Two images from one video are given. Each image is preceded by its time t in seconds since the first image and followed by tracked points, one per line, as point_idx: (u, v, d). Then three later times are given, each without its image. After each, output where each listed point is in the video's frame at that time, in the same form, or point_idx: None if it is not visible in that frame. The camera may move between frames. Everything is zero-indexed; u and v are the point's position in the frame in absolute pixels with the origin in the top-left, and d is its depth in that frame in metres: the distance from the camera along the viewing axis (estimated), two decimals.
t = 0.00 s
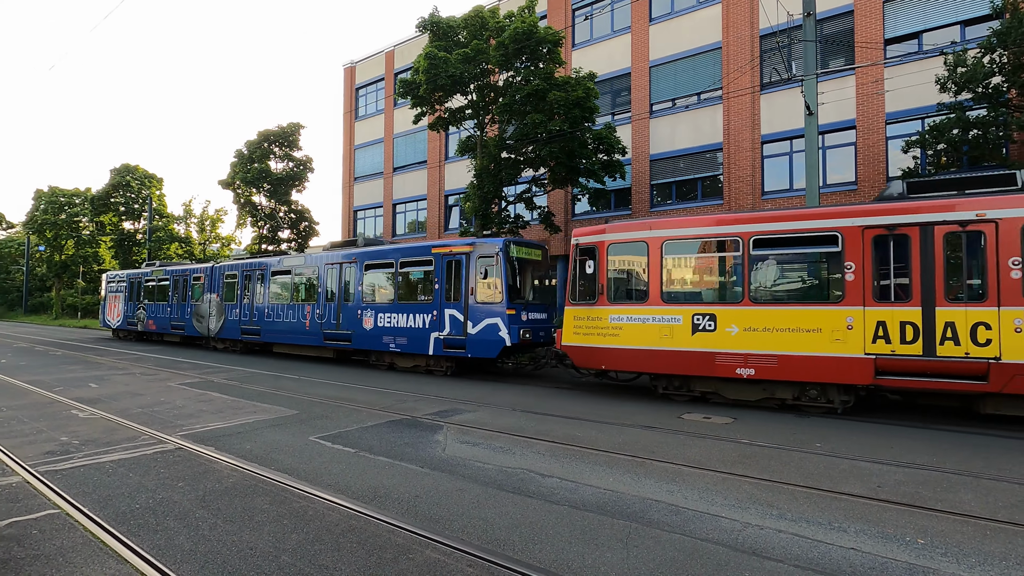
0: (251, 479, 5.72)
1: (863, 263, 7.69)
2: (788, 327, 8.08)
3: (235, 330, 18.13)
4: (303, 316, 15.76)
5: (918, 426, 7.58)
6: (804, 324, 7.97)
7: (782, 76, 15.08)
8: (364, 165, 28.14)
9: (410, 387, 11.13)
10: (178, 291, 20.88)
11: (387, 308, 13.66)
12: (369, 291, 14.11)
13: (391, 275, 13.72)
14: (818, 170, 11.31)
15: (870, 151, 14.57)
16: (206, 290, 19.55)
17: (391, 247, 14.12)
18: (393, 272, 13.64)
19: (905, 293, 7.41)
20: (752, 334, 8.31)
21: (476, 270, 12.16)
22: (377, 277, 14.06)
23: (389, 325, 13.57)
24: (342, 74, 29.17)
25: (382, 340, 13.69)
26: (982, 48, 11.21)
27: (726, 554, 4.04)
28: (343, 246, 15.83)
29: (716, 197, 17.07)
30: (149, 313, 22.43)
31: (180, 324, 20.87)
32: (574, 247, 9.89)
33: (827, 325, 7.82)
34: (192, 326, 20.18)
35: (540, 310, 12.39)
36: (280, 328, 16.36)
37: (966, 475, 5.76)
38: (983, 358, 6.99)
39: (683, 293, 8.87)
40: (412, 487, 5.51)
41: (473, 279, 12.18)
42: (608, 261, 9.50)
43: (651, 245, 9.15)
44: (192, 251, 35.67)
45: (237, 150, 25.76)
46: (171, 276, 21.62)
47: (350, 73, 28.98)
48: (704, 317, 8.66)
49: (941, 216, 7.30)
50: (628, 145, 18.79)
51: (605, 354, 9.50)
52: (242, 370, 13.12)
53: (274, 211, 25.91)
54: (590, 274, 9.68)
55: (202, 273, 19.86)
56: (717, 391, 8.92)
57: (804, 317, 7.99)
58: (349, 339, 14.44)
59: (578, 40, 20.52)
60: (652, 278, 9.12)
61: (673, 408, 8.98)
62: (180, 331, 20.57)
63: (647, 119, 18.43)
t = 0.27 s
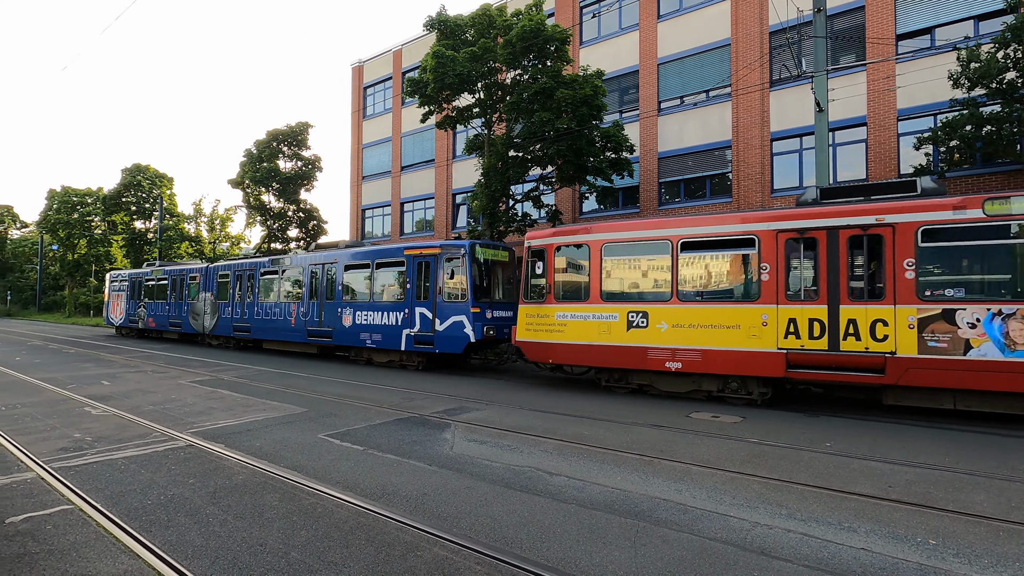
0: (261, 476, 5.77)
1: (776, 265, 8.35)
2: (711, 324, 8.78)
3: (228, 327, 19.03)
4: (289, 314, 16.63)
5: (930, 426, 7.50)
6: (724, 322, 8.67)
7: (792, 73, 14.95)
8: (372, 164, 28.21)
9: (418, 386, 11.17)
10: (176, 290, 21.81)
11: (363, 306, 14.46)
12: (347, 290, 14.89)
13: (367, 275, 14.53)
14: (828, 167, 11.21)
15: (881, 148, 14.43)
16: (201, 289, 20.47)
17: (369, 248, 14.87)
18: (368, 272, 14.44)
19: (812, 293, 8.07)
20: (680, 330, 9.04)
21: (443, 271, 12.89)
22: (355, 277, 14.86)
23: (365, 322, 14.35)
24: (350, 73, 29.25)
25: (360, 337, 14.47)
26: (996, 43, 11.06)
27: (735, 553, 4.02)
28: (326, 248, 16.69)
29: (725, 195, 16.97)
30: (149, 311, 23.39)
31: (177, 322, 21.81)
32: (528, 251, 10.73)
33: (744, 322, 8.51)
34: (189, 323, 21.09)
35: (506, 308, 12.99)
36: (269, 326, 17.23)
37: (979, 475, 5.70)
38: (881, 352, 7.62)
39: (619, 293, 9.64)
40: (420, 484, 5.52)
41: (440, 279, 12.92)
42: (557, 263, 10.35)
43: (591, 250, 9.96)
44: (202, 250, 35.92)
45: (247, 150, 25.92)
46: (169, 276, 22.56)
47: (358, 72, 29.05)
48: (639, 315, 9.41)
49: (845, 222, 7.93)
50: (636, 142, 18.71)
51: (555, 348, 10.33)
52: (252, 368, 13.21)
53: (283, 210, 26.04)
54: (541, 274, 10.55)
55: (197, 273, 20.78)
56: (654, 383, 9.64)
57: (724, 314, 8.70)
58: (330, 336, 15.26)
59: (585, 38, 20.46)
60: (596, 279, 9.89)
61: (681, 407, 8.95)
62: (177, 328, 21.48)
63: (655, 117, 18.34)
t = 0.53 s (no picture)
0: (271, 472, 5.81)
1: (702, 265, 8.97)
2: (645, 320, 9.44)
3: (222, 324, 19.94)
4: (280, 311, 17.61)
5: (943, 426, 7.42)
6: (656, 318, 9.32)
7: (803, 69, 14.82)
8: (381, 162, 28.30)
9: (426, 383, 11.20)
10: (175, 289, 22.74)
11: (344, 304, 15.41)
12: (329, 288, 15.84)
13: (347, 274, 15.48)
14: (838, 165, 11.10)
15: (893, 145, 14.27)
16: (199, 288, 21.39)
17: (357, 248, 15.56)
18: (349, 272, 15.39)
19: (734, 291, 8.68)
20: (618, 326, 9.71)
21: (416, 271, 13.82)
22: (337, 276, 15.84)
23: (346, 319, 15.28)
24: (359, 72, 29.35)
25: (341, 333, 15.42)
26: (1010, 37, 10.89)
27: (744, 552, 4.01)
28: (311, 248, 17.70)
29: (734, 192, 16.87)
30: (151, 308, 24.35)
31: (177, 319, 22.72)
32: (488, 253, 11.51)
33: (674, 318, 9.15)
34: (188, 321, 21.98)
35: (474, 307, 14.01)
36: (261, 323, 18.21)
37: (992, 475, 5.63)
38: (794, 347, 8.18)
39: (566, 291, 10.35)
40: (428, 482, 5.55)
41: (414, 279, 13.85)
42: (513, 263, 11.07)
43: (541, 251, 10.68)
44: (212, 248, 36.18)
45: (256, 149, 26.08)
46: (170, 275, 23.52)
47: (366, 71, 29.12)
48: (582, 312, 10.11)
49: (762, 225, 8.52)
50: (644, 140, 18.63)
51: (511, 343, 11.05)
52: (261, 366, 13.31)
53: (293, 209, 26.19)
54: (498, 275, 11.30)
55: (196, 272, 21.74)
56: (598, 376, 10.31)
57: (656, 311, 9.36)
58: (314, 332, 16.20)
59: (593, 35, 20.39)
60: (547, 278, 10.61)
61: (689, 406, 8.92)
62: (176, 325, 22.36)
63: (663, 114, 18.25)
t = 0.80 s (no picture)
0: (281, 469, 5.86)
1: (641, 266, 9.78)
2: (590, 317, 10.26)
3: (217, 321, 20.75)
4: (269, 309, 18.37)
5: (956, 425, 7.33)
6: (600, 315, 10.15)
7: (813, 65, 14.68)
8: (388, 161, 28.38)
9: (434, 381, 11.24)
10: (174, 287, 23.55)
11: (327, 301, 16.10)
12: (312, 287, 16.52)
13: (330, 273, 16.16)
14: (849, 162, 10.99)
15: (905, 141, 14.11)
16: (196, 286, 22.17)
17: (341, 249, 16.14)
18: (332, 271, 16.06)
19: (667, 290, 9.50)
20: (568, 322, 10.55)
21: (393, 271, 14.49)
22: (320, 275, 16.56)
23: (329, 317, 15.97)
24: (367, 71, 29.42)
25: (324, 329, 16.11)
26: None
27: (753, 552, 3.99)
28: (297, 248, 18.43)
29: (743, 190, 16.76)
30: (152, 305, 25.19)
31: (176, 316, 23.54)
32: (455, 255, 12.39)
33: (616, 315, 9.97)
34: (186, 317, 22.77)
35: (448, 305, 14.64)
36: (253, 319, 18.97)
37: (1006, 476, 5.56)
38: (719, 341, 8.94)
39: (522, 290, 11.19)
40: (436, 479, 5.56)
41: (391, 278, 14.50)
42: (478, 264, 11.91)
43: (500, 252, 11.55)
44: (222, 247, 36.46)
45: (265, 148, 26.22)
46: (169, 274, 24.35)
47: (374, 69, 29.20)
48: (536, 309, 10.96)
49: (693, 228, 9.29)
50: (652, 138, 18.55)
51: (475, 338, 11.89)
52: (271, 363, 13.41)
53: (301, 208, 26.33)
54: (464, 275, 12.14)
55: (193, 271, 22.54)
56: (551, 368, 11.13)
57: (599, 308, 10.18)
58: (300, 329, 16.94)
59: (601, 32, 20.31)
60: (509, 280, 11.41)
61: (698, 404, 8.88)
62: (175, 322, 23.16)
63: (672, 111, 18.16)
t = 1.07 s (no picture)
0: (289, 466, 5.89)
1: (587, 266, 10.54)
2: (543, 314, 11.04)
3: (213, 319, 21.73)
4: (261, 308, 19.30)
5: (967, 425, 7.26)
6: (551, 312, 10.93)
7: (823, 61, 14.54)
8: (395, 160, 28.43)
9: (441, 379, 11.26)
10: (174, 286, 24.55)
11: (313, 300, 17.00)
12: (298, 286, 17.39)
13: (315, 273, 17.02)
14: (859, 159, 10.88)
15: (916, 138, 13.97)
16: (194, 286, 23.16)
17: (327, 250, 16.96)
18: (317, 271, 16.92)
19: (610, 289, 10.22)
20: (525, 319, 11.33)
21: (373, 271, 15.30)
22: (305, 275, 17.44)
23: (315, 314, 16.88)
24: (373, 70, 29.48)
25: (311, 326, 17.02)
26: None
27: (761, 551, 3.98)
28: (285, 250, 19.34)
29: (751, 188, 16.65)
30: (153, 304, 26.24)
31: (176, 314, 24.55)
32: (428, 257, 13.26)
33: (565, 312, 10.74)
34: (185, 316, 23.77)
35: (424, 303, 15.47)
36: (246, 318, 19.92)
37: (1018, 476, 5.50)
38: (656, 337, 9.65)
39: (483, 290, 12.00)
40: (443, 477, 5.58)
41: (372, 277, 15.31)
42: (447, 264, 12.73)
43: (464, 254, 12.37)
44: (231, 246, 36.68)
45: (273, 147, 26.34)
46: (170, 274, 25.38)
47: (381, 68, 29.25)
48: (496, 307, 11.78)
49: (634, 231, 10.00)
50: (660, 135, 18.48)
51: (445, 334, 12.74)
52: (279, 361, 13.48)
53: (309, 207, 26.45)
54: (435, 275, 13.00)
55: (192, 271, 23.55)
56: (511, 363, 11.96)
57: (551, 306, 10.94)
58: (289, 326, 17.84)
59: (608, 30, 20.24)
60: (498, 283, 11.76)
61: (705, 403, 8.84)
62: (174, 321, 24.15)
63: (679, 108, 18.07)
